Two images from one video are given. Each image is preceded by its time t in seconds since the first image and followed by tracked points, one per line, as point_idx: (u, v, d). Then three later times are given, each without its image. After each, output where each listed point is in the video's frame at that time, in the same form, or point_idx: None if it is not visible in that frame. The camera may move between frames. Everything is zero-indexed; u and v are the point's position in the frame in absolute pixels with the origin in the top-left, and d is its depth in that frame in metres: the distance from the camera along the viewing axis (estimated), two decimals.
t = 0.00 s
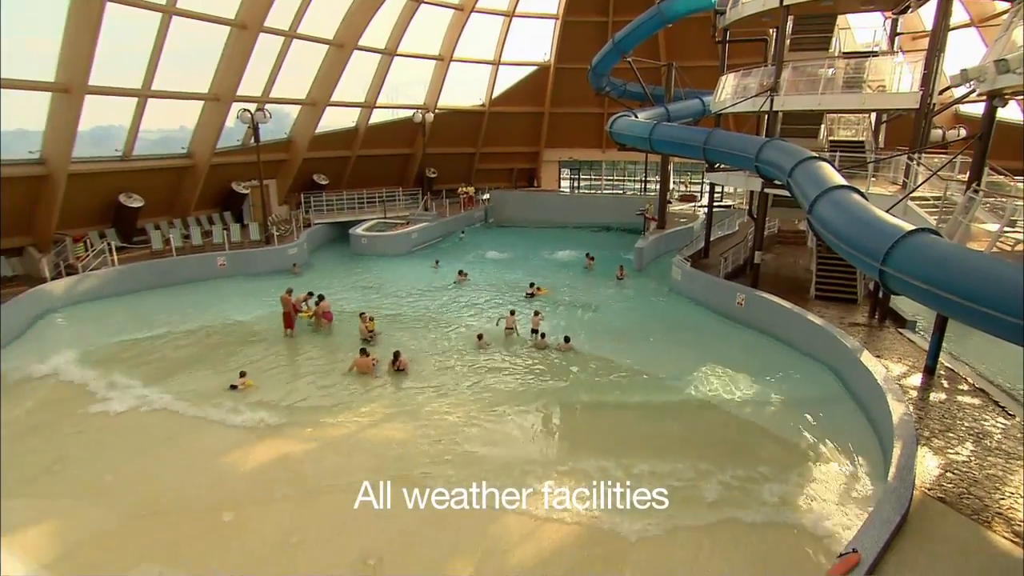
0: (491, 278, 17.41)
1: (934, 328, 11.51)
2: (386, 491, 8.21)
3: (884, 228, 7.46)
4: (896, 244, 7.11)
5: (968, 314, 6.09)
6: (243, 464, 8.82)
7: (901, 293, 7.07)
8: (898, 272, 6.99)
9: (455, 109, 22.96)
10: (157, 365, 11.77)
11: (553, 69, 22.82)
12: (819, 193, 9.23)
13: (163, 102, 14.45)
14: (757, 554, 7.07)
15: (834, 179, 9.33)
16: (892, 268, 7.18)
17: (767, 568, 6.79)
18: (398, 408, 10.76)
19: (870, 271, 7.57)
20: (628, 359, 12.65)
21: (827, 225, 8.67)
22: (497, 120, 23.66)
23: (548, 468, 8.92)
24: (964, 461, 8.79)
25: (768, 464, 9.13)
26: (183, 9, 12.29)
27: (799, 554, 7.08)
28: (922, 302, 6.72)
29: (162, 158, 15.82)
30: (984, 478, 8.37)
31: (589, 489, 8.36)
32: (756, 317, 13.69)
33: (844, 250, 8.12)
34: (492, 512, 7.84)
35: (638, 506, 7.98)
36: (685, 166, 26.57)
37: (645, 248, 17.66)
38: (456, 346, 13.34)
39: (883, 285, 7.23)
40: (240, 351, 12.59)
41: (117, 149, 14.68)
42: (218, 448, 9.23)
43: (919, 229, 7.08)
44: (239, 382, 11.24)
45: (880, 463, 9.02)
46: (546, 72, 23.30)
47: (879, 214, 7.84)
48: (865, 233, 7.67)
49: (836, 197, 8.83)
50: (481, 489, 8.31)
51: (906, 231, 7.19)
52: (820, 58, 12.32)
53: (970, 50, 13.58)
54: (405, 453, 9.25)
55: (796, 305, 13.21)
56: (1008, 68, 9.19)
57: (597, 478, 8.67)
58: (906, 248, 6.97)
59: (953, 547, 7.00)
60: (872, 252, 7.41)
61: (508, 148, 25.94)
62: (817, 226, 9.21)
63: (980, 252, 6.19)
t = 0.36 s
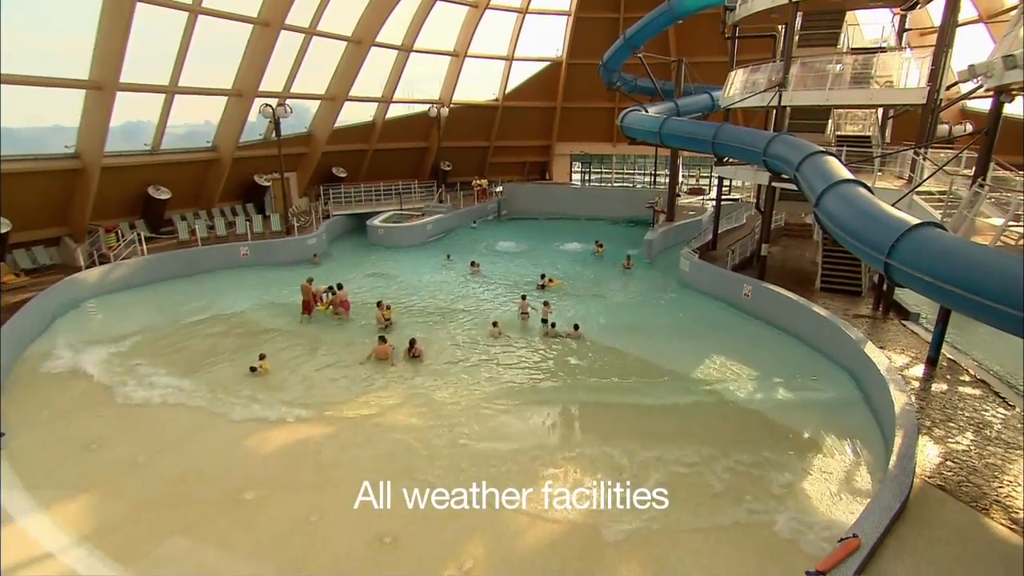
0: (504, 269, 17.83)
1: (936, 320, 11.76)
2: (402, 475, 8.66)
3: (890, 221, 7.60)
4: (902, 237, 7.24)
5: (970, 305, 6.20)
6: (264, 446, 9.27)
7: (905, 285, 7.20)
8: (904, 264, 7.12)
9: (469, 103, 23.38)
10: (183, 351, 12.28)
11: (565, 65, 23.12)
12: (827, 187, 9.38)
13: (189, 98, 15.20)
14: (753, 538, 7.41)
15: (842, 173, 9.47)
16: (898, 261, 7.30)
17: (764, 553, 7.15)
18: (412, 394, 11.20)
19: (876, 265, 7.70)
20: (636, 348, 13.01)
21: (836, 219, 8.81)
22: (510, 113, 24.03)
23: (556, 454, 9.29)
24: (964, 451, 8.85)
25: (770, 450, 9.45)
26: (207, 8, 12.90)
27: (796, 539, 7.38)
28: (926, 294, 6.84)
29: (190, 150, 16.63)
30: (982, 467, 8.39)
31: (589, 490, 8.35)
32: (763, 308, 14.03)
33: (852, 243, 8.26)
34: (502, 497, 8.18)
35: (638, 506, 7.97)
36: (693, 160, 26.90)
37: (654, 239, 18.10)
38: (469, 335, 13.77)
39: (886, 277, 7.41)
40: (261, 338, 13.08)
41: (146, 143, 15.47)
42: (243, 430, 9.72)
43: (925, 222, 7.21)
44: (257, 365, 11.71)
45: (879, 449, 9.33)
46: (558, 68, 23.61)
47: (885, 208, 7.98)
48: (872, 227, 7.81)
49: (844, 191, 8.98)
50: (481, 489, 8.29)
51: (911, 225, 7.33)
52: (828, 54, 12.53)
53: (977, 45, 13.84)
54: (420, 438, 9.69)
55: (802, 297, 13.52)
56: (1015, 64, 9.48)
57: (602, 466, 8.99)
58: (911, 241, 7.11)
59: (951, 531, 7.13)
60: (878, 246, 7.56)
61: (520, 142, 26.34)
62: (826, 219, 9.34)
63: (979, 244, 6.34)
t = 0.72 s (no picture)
0: (514, 263, 18.16)
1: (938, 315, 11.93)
2: (414, 464, 8.98)
3: (890, 214, 7.60)
4: (903, 230, 7.23)
5: (971, 300, 6.21)
6: (281, 433, 9.64)
7: (905, 279, 7.21)
8: (904, 258, 7.12)
9: (480, 100, 23.69)
10: (202, 341, 12.69)
11: (575, 63, 23.33)
12: (830, 181, 9.38)
13: (209, 96, 15.62)
14: (753, 525, 7.64)
15: (845, 168, 9.49)
16: (898, 255, 7.30)
17: (761, 539, 7.41)
18: (423, 385, 11.53)
19: (875, 258, 7.70)
20: (643, 341, 13.27)
21: (835, 212, 8.81)
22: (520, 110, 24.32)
23: (562, 443, 9.59)
24: (964, 443, 8.87)
25: (772, 440, 9.70)
26: (226, 7, 13.30)
27: (794, 527, 7.61)
28: (925, 288, 6.84)
29: (210, 146, 17.13)
30: (981, 459, 8.44)
31: (589, 489, 8.38)
32: (768, 301, 14.27)
33: (851, 236, 8.26)
34: (510, 484, 8.47)
35: (640, 499, 8.16)
36: (700, 157, 27.14)
37: (661, 234, 18.41)
38: (479, 326, 14.11)
39: (890, 272, 7.32)
40: (277, 329, 13.46)
41: (168, 139, 16.00)
42: (261, 416, 10.09)
43: (927, 217, 7.21)
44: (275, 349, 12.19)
45: (880, 440, 9.56)
46: (567, 65, 23.84)
47: (886, 202, 7.98)
48: (872, 220, 7.81)
49: (846, 184, 8.98)
50: (481, 489, 8.33)
51: (913, 219, 7.33)
52: (835, 53, 12.68)
53: (981, 44, 14.07)
54: (431, 427, 10.03)
55: (806, 291, 13.78)
56: (1019, 63, 9.57)
57: (607, 455, 9.26)
58: (912, 234, 7.10)
59: (950, 521, 7.21)
60: (879, 239, 7.56)
61: (530, 138, 26.65)
62: (827, 213, 9.34)
63: (987, 242, 6.26)
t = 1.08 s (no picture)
0: (520, 258, 18.35)
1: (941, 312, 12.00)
2: (423, 453, 9.25)
3: (893, 211, 7.67)
4: (906, 226, 7.31)
5: (972, 296, 6.29)
6: (293, 424, 9.89)
7: (907, 274, 7.29)
8: (906, 253, 7.20)
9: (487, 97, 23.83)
10: (217, 333, 12.99)
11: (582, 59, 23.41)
12: (834, 177, 9.45)
13: (221, 92, 15.86)
14: (754, 515, 7.83)
15: (849, 165, 9.56)
16: (901, 251, 7.37)
17: (761, 527, 7.60)
18: (431, 378, 11.76)
19: (876, 254, 7.78)
20: (648, 336, 13.44)
21: (839, 207, 8.88)
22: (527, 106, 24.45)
23: (567, 436, 9.79)
24: (964, 437, 9.01)
25: (773, 431, 9.89)
26: (237, 6, 13.52)
27: (796, 517, 7.78)
28: (926, 283, 6.93)
29: (223, 142, 17.36)
30: (981, 453, 8.59)
31: (595, 479, 8.63)
32: (772, 297, 14.41)
33: (854, 232, 8.33)
34: (516, 475, 8.67)
35: (643, 491, 8.33)
36: (705, 153, 27.23)
37: (666, 230, 18.58)
38: (487, 320, 14.32)
39: (894, 268, 7.38)
40: (288, 321, 13.73)
41: (181, 136, 16.28)
42: (274, 407, 10.40)
43: (930, 214, 7.30)
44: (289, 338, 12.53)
45: (881, 434, 9.68)
46: (574, 62, 23.92)
47: (890, 198, 8.06)
48: (875, 216, 7.88)
49: (850, 180, 9.05)
50: (490, 478, 8.61)
51: (916, 215, 7.41)
52: (839, 50, 12.74)
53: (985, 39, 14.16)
54: (439, 419, 10.26)
55: (809, 287, 13.91)
56: None
57: (611, 447, 9.44)
58: (915, 230, 7.17)
59: (949, 514, 7.39)
60: (881, 234, 7.63)
61: (536, 134, 26.80)
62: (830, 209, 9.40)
63: (991, 239, 6.34)
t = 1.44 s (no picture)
0: (525, 254, 18.35)
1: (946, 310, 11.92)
2: (427, 449, 9.29)
3: (899, 208, 7.61)
4: (913, 223, 7.23)
5: (980, 294, 6.22)
6: (298, 419, 9.95)
7: (913, 272, 7.22)
8: (912, 251, 7.14)
9: (492, 93, 23.82)
10: (223, 328, 13.07)
11: (586, 55, 23.34)
12: (840, 173, 9.38)
13: (226, 88, 15.89)
14: (757, 511, 7.84)
15: (855, 161, 9.48)
16: (908, 248, 7.30)
17: (764, 523, 7.61)
18: (435, 373, 11.79)
19: (883, 251, 7.71)
20: (652, 332, 13.42)
21: (844, 204, 8.82)
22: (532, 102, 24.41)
23: (570, 431, 9.81)
24: (970, 435, 8.97)
25: (777, 427, 9.88)
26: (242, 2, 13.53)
27: (800, 514, 7.78)
28: (933, 281, 6.86)
29: (226, 138, 17.46)
30: (987, 451, 8.55)
31: (598, 474, 8.66)
32: (777, 294, 14.38)
33: (860, 229, 8.25)
34: (519, 471, 8.69)
35: (646, 487, 8.34)
36: (711, 149, 27.13)
37: (670, 226, 18.56)
38: (490, 316, 14.33)
39: (898, 265, 7.31)
40: (293, 316, 13.78)
41: (186, 131, 16.33)
42: (279, 402, 10.46)
43: (937, 211, 7.22)
44: (295, 333, 12.60)
45: (885, 431, 9.64)
46: (579, 57, 23.84)
47: (896, 195, 7.99)
48: (881, 213, 7.81)
49: (856, 177, 8.98)
50: (494, 474, 8.65)
51: (923, 212, 7.34)
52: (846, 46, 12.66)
53: (993, 34, 14.10)
54: (443, 414, 10.30)
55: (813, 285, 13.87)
56: None
57: (615, 443, 9.44)
58: (922, 227, 7.10)
59: (953, 511, 7.37)
60: (887, 232, 7.56)
61: (542, 130, 26.79)
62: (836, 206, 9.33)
63: (999, 235, 6.27)
